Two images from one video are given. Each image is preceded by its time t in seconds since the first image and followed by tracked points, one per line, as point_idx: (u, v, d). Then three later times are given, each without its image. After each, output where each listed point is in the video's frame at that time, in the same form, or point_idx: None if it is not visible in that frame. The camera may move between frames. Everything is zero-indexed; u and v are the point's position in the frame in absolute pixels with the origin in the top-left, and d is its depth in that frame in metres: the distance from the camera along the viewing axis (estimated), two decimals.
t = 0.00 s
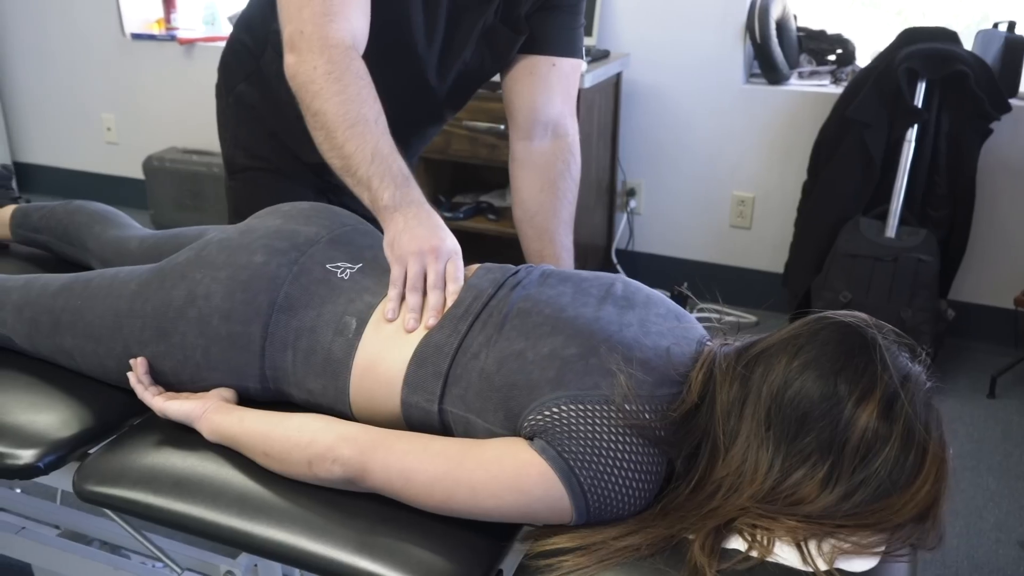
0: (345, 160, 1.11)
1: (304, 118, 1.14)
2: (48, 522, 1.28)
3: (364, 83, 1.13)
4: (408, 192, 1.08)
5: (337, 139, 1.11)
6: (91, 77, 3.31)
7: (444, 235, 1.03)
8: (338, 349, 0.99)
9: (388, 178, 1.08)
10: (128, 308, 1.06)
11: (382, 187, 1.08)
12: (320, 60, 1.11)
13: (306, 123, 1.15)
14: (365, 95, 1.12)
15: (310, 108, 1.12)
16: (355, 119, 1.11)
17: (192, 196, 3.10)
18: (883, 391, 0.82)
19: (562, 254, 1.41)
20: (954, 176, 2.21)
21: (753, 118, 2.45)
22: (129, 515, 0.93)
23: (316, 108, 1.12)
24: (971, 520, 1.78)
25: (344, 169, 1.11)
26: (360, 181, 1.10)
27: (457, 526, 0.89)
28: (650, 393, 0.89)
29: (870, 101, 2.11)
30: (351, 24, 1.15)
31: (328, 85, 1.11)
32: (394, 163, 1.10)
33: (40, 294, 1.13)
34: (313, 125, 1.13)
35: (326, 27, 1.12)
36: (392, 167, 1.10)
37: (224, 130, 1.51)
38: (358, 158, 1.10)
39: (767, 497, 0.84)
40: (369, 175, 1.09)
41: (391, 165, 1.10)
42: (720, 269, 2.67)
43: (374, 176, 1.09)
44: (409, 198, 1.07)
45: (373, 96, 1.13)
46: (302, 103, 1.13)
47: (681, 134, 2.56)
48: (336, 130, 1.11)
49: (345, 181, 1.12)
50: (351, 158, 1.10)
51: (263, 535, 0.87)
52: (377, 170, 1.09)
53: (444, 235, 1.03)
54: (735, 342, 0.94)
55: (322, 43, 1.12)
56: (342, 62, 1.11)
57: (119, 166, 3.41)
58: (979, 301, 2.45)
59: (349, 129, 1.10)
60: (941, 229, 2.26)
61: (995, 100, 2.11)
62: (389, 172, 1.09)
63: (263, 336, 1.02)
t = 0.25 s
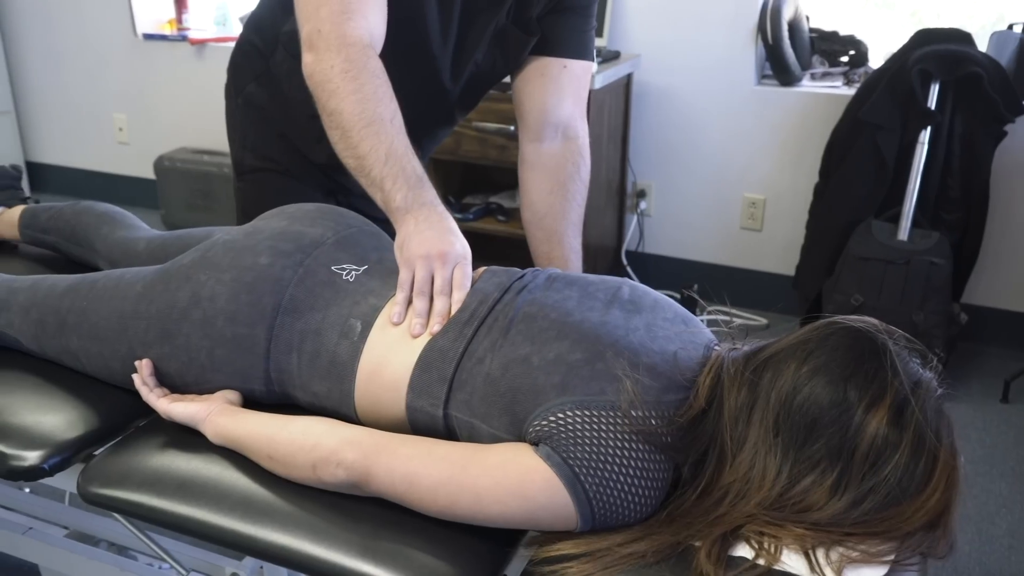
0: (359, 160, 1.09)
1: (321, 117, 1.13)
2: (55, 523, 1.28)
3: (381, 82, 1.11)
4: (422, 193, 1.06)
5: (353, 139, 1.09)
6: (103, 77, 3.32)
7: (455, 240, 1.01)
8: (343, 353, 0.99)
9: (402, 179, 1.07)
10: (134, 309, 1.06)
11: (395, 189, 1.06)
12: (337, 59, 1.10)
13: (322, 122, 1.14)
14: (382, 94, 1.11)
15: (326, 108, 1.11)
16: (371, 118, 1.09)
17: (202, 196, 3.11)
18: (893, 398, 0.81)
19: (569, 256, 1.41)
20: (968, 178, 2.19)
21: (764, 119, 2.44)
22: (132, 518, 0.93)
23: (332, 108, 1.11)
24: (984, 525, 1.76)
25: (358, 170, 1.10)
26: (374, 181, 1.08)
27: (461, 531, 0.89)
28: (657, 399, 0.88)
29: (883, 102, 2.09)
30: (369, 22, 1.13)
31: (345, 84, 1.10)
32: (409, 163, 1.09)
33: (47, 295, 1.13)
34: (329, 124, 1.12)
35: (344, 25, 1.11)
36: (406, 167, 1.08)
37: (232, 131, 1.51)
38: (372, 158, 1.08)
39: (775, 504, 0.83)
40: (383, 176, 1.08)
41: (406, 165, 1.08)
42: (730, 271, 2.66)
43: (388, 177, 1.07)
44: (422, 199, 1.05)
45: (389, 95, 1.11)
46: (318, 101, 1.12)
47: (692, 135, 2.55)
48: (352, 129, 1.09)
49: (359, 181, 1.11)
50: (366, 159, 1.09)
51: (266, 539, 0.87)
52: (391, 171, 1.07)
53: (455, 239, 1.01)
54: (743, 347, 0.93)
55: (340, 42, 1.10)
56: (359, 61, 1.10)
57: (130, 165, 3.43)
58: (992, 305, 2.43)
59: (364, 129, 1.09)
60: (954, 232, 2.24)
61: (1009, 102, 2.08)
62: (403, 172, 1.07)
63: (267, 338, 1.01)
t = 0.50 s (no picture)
0: (373, 156, 1.08)
1: (337, 113, 1.12)
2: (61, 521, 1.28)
3: (396, 77, 1.10)
4: (435, 190, 1.04)
5: (367, 135, 1.08)
6: (111, 76, 3.33)
7: (465, 238, 1.00)
8: (349, 352, 0.98)
9: (415, 176, 1.05)
10: (140, 308, 1.06)
11: (409, 187, 1.05)
12: (353, 53, 1.10)
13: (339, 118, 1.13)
14: (398, 89, 1.10)
15: (342, 104, 1.10)
16: (386, 114, 1.08)
17: (210, 194, 3.11)
18: (908, 399, 0.80)
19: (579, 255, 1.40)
20: (981, 178, 2.17)
21: (774, 118, 2.42)
22: (138, 517, 0.93)
23: (348, 104, 1.10)
24: (997, 529, 1.74)
25: (373, 166, 1.08)
26: (388, 178, 1.07)
27: (468, 532, 0.88)
28: (667, 401, 0.87)
29: (895, 101, 2.07)
30: (384, 17, 1.13)
31: (360, 79, 1.09)
32: (424, 160, 1.07)
33: (53, 293, 1.13)
34: (345, 120, 1.11)
35: (361, 19, 1.11)
36: (420, 164, 1.06)
37: (241, 129, 1.51)
38: (386, 155, 1.07)
39: (787, 507, 0.82)
40: (396, 173, 1.06)
41: (420, 161, 1.06)
42: (740, 270, 2.64)
43: (401, 174, 1.05)
44: (435, 196, 1.03)
45: (405, 90, 1.10)
46: (334, 97, 1.11)
47: (701, 134, 2.53)
48: (367, 125, 1.08)
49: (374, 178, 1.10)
50: (380, 155, 1.07)
51: (272, 540, 0.86)
52: (404, 168, 1.06)
53: (466, 239, 1.00)
54: (755, 348, 0.92)
55: (356, 37, 1.10)
56: (375, 55, 1.09)
57: (139, 164, 3.43)
58: (1004, 305, 2.40)
59: (379, 124, 1.08)
60: (966, 232, 2.21)
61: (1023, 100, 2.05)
62: (417, 169, 1.06)
63: (274, 337, 1.01)
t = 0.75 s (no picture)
0: (385, 150, 1.06)
1: (350, 108, 1.11)
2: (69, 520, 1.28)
3: (409, 71, 1.09)
4: (447, 183, 1.03)
5: (380, 128, 1.07)
6: (117, 75, 3.33)
7: (477, 232, 0.99)
8: (357, 349, 0.98)
9: (427, 170, 1.03)
10: (147, 305, 1.05)
11: (420, 181, 1.03)
12: (366, 46, 1.09)
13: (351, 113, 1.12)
14: (411, 82, 1.09)
15: (354, 98, 1.09)
16: (399, 106, 1.07)
17: (216, 193, 3.10)
18: (920, 395, 0.79)
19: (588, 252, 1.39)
20: (990, 174, 2.16)
21: (781, 114, 2.41)
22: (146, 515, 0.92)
23: (360, 97, 1.09)
24: (1007, 526, 1.72)
25: (384, 160, 1.07)
26: (399, 172, 1.05)
27: (476, 530, 0.87)
28: (678, 397, 0.87)
29: (903, 98, 2.06)
30: (397, 11, 1.13)
31: (372, 72, 1.08)
32: (436, 153, 1.05)
33: (60, 291, 1.13)
34: (356, 114, 1.10)
35: (373, 13, 1.10)
36: (432, 157, 1.04)
37: (248, 127, 1.50)
38: (397, 149, 1.05)
39: (799, 504, 0.81)
40: (407, 166, 1.04)
41: (433, 155, 1.05)
42: (746, 268, 2.63)
43: (413, 168, 1.04)
44: (447, 189, 1.02)
45: (418, 83, 1.09)
46: (346, 91, 1.10)
47: (708, 131, 2.52)
48: (379, 118, 1.07)
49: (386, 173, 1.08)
50: (392, 149, 1.06)
51: (280, 538, 0.86)
52: (416, 162, 1.04)
53: (478, 233, 0.99)
54: (766, 343, 0.91)
55: (369, 30, 1.10)
56: (388, 48, 1.09)
57: (144, 163, 3.43)
58: (1013, 302, 2.39)
59: (392, 117, 1.06)
60: (974, 228, 2.20)
61: None
62: (429, 163, 1.04)
63: (282, 334, 1.00)
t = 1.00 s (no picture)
0: (398, 147, 1.05)
1: (361, 105, 1.10)
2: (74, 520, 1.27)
3: (421, 66, 1.08)
4: (460, 178, 1.02)
5: (392, 124, 1.06)
6: (122, 74, 3.33)
7: (487, 228, 0.98)
8: (364, 347, 0.97)
9: (440, 166, 1.02)
10: (154, 303, 1.05)
11: (433, 177, 1.02)
12: (377, 43, 1.08)
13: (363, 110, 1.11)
14: (423, 78, 1.07)
15: (366, 94, 1.08)
16: (412, 102, 1.05)
17: (221, 193, 3.10)
18: (930, 393, 0.78)
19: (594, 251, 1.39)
20: (997, 172, 2.15)
21: (787, 113, 2.40)
22: (152, 515, 0.92)
23: (372, 94, 1.08)
24: (1015, 526, 1.71)
25: (397, 157, 1.06)
26: (412, 168, 1.04)
27: (484, 528, 0.87)
28: (686, 396, 0.86)
29: (909, 96, 2.05)
30: (408, 8, 1.11)
31: (384, 68, 1.07)
32: (449, 148, 1.04)
33: (66, 289, 1.12)
34: (368, 111, 1.09)
35: (384, 10, 1.09)
36: (445, 153, 1.03)
37: (254, 125, 1.50)
38: (410, 145, 1.04)
39: (808, 503, 0.80)
40: (420, 162, 1.04)
41: (446, 150, 1.04)
42: (752, 267, 2.62)
43: (426, 164, 1.03)
44: (460, 185, 1.01)
45: (430, 79, 1.08)
46: (357, 88, 1.09)
47: (713, 130, 2.51)
48: (392, 114, 1.06)
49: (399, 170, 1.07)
50: (405, 145, 1.05)
51: (288, 537, 0.85)
52: (428, 158, 1.03)
53: (488, 229, 0.98)
54: (776, 341, 0.91)
55: (380, 26, 1.08)
56: (399, 45, 1.07)
57: (150, 163, 3.43)
58: (1020, 301, 2.38)
59: (404, 113, 1.05)
60: (981, 227, 2.19)
61: None
62: (441, 158, 1.03)
63: (288, 332, 1.00)
